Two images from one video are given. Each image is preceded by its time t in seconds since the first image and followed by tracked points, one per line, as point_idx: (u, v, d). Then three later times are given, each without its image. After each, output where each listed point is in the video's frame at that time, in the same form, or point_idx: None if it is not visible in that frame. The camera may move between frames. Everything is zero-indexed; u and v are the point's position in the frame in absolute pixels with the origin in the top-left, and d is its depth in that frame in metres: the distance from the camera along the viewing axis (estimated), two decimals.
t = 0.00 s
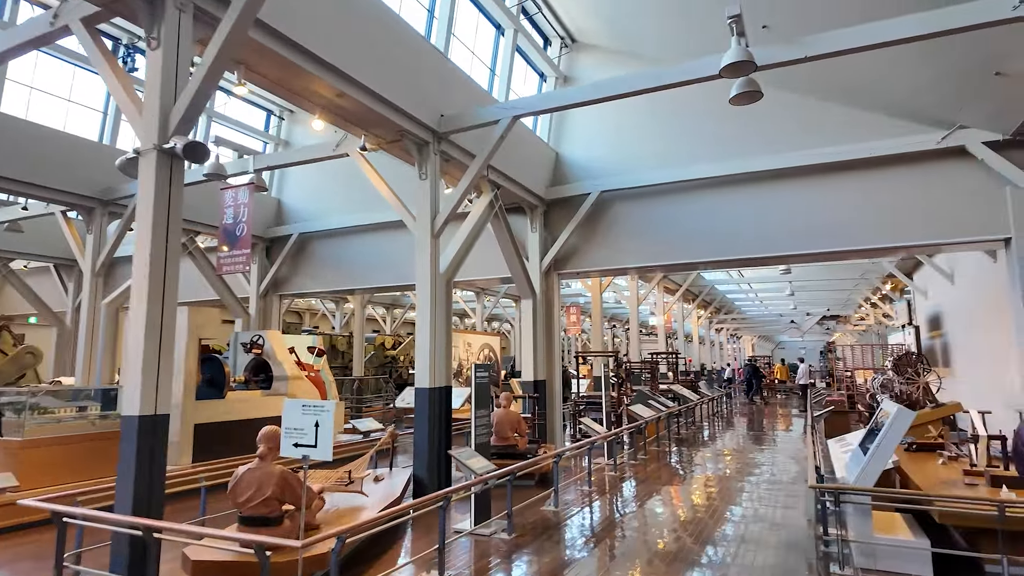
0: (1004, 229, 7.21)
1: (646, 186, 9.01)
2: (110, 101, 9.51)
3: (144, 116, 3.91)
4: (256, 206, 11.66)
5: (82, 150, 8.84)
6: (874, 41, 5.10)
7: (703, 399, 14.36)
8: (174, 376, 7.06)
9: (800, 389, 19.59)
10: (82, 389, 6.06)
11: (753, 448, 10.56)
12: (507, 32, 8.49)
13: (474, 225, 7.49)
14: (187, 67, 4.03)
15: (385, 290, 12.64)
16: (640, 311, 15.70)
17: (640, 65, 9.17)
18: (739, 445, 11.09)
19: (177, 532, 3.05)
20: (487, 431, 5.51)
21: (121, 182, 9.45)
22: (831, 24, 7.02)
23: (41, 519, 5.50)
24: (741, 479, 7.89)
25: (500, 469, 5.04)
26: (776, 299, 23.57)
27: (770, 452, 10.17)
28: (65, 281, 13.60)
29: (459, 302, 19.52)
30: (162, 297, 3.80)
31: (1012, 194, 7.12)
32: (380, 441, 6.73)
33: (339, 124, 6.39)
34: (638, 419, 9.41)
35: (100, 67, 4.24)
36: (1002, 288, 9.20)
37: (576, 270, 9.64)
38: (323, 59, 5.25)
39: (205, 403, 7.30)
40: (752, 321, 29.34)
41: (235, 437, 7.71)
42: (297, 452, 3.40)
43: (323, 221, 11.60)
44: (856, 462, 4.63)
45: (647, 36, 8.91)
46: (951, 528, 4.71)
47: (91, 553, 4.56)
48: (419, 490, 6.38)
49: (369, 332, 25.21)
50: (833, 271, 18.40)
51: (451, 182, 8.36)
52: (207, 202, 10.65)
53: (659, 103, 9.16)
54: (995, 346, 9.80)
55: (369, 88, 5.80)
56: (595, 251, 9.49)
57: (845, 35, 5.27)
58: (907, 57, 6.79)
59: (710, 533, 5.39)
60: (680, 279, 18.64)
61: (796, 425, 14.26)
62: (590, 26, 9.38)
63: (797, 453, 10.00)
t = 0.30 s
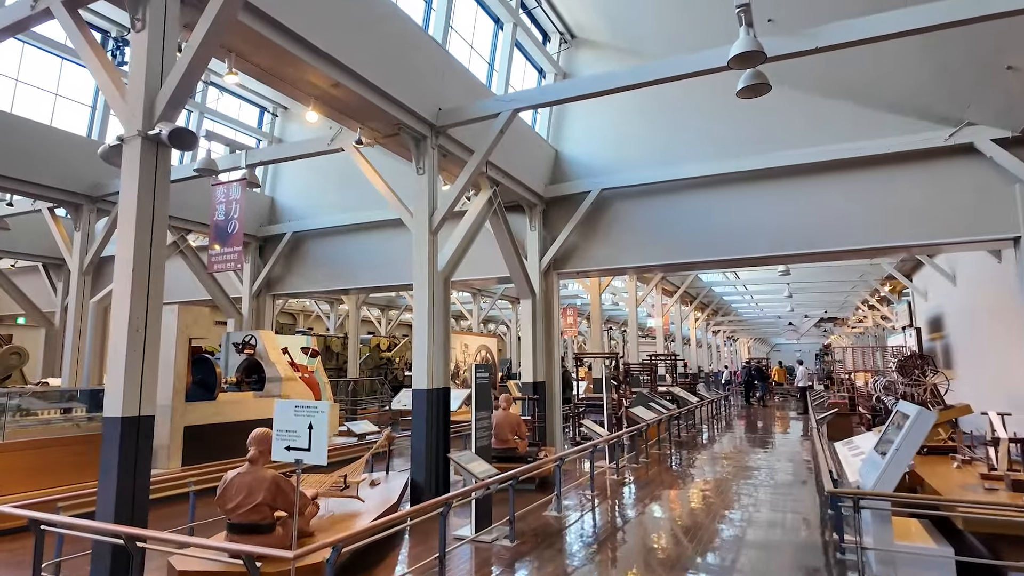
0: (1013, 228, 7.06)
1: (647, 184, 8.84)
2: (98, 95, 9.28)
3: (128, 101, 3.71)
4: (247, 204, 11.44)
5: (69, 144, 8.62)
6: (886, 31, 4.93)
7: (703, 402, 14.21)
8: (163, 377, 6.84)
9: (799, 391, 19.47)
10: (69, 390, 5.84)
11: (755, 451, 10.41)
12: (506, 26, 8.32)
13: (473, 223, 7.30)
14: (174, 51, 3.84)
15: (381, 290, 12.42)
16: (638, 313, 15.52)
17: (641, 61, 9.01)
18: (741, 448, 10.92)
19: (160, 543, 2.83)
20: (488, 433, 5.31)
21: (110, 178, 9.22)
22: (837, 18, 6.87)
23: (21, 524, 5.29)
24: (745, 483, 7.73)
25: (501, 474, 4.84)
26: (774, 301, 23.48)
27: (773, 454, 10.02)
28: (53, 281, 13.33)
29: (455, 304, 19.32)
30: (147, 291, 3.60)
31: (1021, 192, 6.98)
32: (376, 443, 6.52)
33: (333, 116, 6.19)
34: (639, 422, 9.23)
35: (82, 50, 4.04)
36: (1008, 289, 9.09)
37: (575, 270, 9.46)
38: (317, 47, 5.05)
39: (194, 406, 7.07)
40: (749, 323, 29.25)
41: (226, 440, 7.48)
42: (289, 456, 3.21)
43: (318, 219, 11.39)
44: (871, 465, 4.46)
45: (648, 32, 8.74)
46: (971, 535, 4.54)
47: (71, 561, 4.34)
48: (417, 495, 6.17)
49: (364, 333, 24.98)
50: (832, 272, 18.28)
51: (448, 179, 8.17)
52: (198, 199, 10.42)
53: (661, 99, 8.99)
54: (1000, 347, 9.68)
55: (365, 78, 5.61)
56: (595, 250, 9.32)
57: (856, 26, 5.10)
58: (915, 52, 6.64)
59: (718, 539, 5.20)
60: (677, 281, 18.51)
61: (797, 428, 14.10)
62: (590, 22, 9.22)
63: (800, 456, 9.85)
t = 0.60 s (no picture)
0: None
1: (655, 181, 8.67)
2: (96, 90, 9.11)
3: (124, 90, 3.54)
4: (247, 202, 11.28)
5: (66, 140, 8.44)
6: (910, 21, 4.75)
7: (709, 403, 14.02)
8: (162, 378, 6.67)
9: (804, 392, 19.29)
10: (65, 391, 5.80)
11: (764, 453, 10.23)
12: (513, 20, 8.14)
13: (479, 221, 7.13)
14: (171, 39, 3.66)
15: (383, 289, 12.25)
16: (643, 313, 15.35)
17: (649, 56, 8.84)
18: (749, 450, 10.74)
19: (155, 555, 2.66)
20: (496, 437, 5.14)
21: (109, 175, 9.05)
22: (852, 10, 6.70)
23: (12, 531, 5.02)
24: (757, 486, 7.55)
25: (510, 479, 4.67)
26: (778, 302, 23.32)
27: (782, 457, 9.85)
28: (51, 279, 13.15)
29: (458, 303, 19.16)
30: (143, 288, 3.44)
31: None
32: (380, 446, 6.35)
33: (336, 110, 6.03)
34: (647, 424, 9.06)
35: (75, 37, 3.86)
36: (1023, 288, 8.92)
37: (582, 269, 9.29)
38: (320, 37, 4.88)
39: (193, 407, 6.89)
40: (752, 323, 29.10)
41: (225, 442, 7.30)
42: (293, 463, 3.04)
43: (320, 218, 11.23)
44: (896, 470, 4.29)
45: (658, 26, 8.56)
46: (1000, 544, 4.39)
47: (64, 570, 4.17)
48: (422, 499, 6.00)
49: (365, 333, 24.80)
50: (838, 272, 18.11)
51: (453, 176, 8.00)
52: (198, 196, 10.23)
53: (670, 95, 8.82)
54: (1013, 348, 9.51)
55: (370, 71, 5.44)
56: (602, 248, 9.15)
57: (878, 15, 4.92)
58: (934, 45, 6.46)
59: (735, 545, 5.02)
60: (682, 281, 18.34)
61: (804, 429, 13.91)
62: (597, 16, 9.05)
63: (809, 458, 9.68)
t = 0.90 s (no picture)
0: None
1: (661, 178, 8.53)
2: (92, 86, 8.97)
3: (116, 77, 3.40)
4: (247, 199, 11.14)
5: (62, 136, 8.30)
6: (926, 11, 4.61)
7: (712, 403, 13.89)
8: (158, 378, 6.53)
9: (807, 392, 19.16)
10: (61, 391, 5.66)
11: (771, 454, 10.09)
12: (516, 13, 8.00)
13: (482, 218, 6.99)
14: (166, 25, 3.53)
15: (384, 288, 12.11)
16: (646, 313, 15.20)
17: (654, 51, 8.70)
18: (754, 450, 10.63)
19: (149, 564, 2.53)
20: (501, 438, 5.01)
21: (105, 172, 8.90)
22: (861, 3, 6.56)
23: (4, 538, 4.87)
24: (765, 487, 7.42)
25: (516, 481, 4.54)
26: (780, 301, 23.19)
27: (789, 457, 9.72)
28: (49, 279, 13.02)
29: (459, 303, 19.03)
30: (136, 285, 3.30)
31: None
32: (382, 447, 6.20)
33: (337, 104, 5.90)
34: (652, 424, 8.94)
35: (65, 23, 3.73)
36: None
37: (586, 267, 9.16)
38: (320, 27, 4.75)
39: (191, 408, 6.76)
40: (754, 323, 28.98)
41: (224, 444, 7.17)
42: (292, 466, 2.91)
43: (321, 216, 11.11)
44: (915, 472, 4.15)
45: (662, 20, 8.43)
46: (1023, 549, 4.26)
47: None
48: (425, 502, 5.87)
49: (364, 332, 24.69)
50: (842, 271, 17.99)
51: (456, 172, 7.87)
52: (196, 194, 10.09)
53: (674, 91, 8.70)
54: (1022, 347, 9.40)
55: (371, 62, 5.31)
56: (606, 246, 9.02)
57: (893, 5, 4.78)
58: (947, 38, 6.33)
59: (744, 548, 4.91)
60: (684, 280, 18.21)
61: (808, 429, 13.78)
62: (601, 11, 8.92)
63: (816, 459, 9.54)
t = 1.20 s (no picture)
0: None
1: (668, 173, 8.35)
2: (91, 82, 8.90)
3: (102, 62, 3.26)
4: (248, 197, 11.03)
5: (60, 132, 8.20)
6: None
7: (719, 402, 13.70)
8: (156, 377, 6.39)
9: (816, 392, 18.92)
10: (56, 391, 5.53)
11: (779, 454, 9.90)
12: (519, 5, 7.84)
13: (484, 214, 6.84)
14: (155, 7, 3.40)
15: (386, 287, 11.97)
16: (652, 311, 15.00)
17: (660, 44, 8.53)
18: (763, 451, 10.44)
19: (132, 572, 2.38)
20: (505, 438, 4.85)
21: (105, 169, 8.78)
22: None
23: None
24: (774, 488, 7.25)
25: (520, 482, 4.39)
26: (787, 300, 22.95)
27: (797, 458, 9.54)
28: (50, 278, 12.95)
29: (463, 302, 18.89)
30: (123, 279, 3.16)
31: None
32: (382, 447, 6.05)
33: (335, 96, 5.76)
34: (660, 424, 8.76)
35: (51, 6, 3.59)
36: None
37: (591, 264, 8.98)
38: (317, 14, 4.61)
39: (189, 408, 6.64)
40: (761, 322, 28.73)
41: (223, 444, 7.04)
42: (283, 468, 2.76)
43: (322, 213, 11.01)
44: (936, 474, 3.96)
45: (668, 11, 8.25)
46: None
47: None
48: (427, 504, 5.72)
49: (368, 332, 24.60)
50: (850, 269, 17.75)
51: (458, 167, 7.72)
52: (196, 190, 9.97)
53: (681, 84, 8.53)
54: None
55: (370, 52, 5.17)
56: (611, 242, 8.85)
57: None
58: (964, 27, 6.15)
59: (756, 552, 4.74)
60: (690, 278, 18.02)
61: (817, 429, 13.57)
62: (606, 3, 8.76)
63: (825, 459, 9.35)
